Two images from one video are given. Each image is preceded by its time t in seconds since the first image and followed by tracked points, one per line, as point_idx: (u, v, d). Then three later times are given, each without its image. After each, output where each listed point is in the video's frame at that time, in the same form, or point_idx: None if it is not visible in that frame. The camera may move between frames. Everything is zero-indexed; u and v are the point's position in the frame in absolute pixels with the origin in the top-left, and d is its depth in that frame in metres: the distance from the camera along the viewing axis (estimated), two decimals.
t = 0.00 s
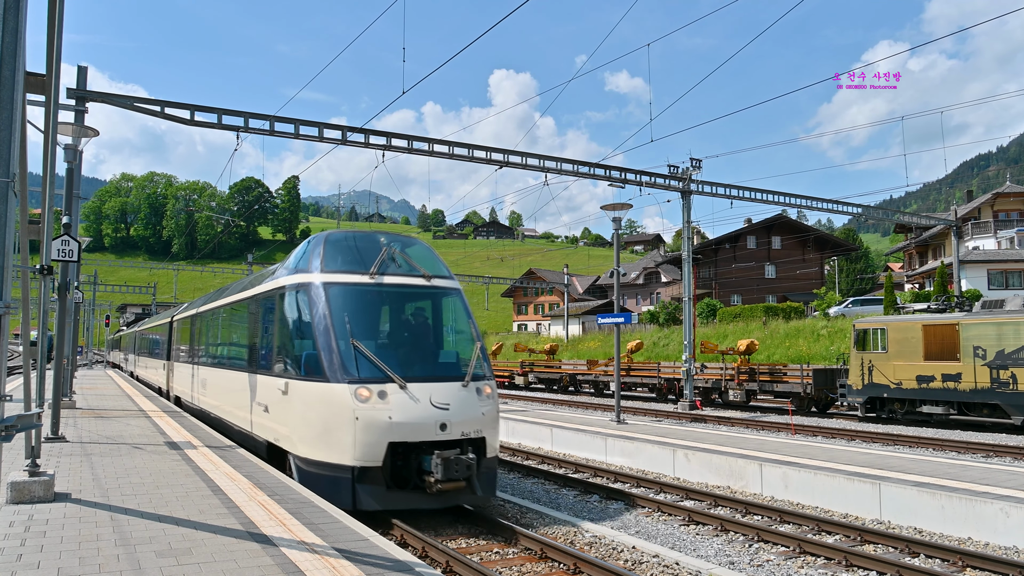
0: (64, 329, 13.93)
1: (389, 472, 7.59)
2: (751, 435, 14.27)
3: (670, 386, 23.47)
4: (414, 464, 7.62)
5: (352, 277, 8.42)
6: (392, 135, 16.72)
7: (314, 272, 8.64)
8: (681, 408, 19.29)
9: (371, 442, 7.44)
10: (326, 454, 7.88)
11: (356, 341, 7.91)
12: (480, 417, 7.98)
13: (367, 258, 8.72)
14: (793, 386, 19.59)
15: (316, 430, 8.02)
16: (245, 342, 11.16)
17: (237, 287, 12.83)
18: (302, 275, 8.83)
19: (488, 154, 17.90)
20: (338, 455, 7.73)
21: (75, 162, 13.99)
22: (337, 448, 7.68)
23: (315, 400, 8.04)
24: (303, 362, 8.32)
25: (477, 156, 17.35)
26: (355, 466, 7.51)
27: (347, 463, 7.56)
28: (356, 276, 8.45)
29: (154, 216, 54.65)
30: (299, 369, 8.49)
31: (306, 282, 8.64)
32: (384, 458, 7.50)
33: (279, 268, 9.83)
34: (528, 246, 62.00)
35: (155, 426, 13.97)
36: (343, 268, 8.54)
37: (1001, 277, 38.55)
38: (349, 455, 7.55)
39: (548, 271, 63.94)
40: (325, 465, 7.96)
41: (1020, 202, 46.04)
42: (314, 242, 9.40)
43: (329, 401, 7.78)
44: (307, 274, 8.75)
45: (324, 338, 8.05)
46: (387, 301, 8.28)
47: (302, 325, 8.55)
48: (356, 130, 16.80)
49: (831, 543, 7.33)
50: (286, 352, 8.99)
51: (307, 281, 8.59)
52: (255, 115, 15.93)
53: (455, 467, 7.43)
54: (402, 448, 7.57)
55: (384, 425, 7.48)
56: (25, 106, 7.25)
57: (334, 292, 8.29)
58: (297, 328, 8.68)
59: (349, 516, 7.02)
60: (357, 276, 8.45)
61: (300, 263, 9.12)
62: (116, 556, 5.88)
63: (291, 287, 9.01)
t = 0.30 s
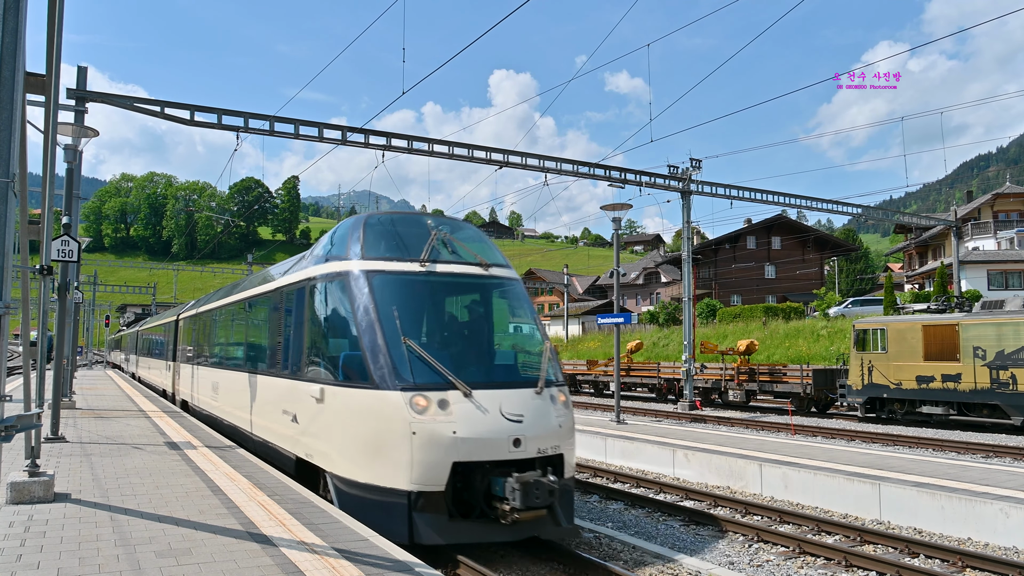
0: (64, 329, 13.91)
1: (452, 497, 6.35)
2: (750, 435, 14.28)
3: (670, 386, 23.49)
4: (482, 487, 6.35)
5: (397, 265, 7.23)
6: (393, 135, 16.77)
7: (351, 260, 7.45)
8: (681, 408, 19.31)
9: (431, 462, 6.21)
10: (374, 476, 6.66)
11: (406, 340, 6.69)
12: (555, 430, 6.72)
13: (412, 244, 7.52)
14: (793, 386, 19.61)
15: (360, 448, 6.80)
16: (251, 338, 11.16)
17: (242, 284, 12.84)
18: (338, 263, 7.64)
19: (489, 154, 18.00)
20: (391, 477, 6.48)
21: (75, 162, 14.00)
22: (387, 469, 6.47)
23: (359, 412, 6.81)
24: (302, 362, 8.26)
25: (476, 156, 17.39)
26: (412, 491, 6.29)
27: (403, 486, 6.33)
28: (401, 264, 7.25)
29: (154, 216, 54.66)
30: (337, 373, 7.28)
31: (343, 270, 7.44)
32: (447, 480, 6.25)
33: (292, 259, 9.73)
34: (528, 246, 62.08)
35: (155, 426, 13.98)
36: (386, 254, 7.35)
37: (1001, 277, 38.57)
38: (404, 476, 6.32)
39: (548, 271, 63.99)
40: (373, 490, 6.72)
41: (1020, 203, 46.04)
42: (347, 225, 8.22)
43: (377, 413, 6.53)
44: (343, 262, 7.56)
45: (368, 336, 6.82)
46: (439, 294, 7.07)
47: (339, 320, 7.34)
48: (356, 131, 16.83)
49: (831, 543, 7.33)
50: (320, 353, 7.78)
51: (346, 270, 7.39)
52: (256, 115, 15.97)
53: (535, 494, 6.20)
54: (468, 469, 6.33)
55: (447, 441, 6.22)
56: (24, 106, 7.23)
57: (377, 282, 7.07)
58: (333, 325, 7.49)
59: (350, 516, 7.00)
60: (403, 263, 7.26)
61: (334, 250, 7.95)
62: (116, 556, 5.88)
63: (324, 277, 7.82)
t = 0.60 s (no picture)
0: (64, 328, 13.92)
1: (545, 536, 5.03)
2: (750, 435, 14.29)
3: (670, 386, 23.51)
4: (583, 521, 5.07)
5: (462, 245, 5.96)
6: (393, 135, 16.79)
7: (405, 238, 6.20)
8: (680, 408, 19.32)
9: (523, 492, 4.89)
10: (437, 508, 5.40)
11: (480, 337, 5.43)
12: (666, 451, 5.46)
13: (476, 220, 6.27)
14: (792, 386, 19.62)
15: (422, 470, 5.52)
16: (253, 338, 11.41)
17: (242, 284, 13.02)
18: (388, 244, 6.39)
19: (489, 154, 17.99)
20: (467, 510, 5.16)
21: (75, 162, 13.99)
22: (465, 503, 5.16)
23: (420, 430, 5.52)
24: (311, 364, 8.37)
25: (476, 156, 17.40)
26: (496, 528, 4.97)
27: (483, 521, 5.02)
28: (468, 244, 6.00)
29: (154, 215, 54.69)
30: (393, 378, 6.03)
31: (396, 253, 6.16)
32: (542, 515, 4.94)
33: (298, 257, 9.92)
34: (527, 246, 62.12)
35: (155, 425, 13.99)
36: (448, 231, 6.09)
37: (1000, 277, 38.58)
38: (488, 511, 5.00)
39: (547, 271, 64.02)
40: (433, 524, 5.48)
41: (1019, 203, 46.05)
42: (397, 201, 6.97)
43: (448, 428, 5.25)
44: (395, 244, 6.28)
45: (432, 333, 5.56)
46: (513, 282, 5.83)
47: (394, 314, 6.11)
48: (356, 130, 16.84)
49: (831, 543, 7.31)
50: (369, 354, 6.54)
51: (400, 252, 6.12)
52: (255, 115, 15.99)
53: (657, 533, 4.94)
54: (567, 500, 5.03)
55: (543, 466, 4.91)
56: (23, 105, 7.23)
57: (440, 267, 5.80)
58: (384, 322, 6.24)
59: (349, 516, 6.99)
60: (469, 244, 6.00)
61: (384, 231, 6.71)
62: (116, 556, 5.87)
63: (370, 264, 6.59)
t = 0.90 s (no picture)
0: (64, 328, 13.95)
1: None
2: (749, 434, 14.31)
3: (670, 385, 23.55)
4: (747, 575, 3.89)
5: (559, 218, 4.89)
6: (393, 135, 16.84)
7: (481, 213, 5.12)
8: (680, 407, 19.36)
9: (679, 540, 3.75)
10: (456, 518, 4.99)
11: (597, 335, 4.32)
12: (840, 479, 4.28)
13: (569, 187, 5.20)
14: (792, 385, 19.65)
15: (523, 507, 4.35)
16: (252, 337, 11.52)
17: (241, 284, 13.15)
18: (459, 219, 5.29)
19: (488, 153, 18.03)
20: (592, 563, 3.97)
21: (75, 162, 14.01)
22: (494, 495, 4.53)
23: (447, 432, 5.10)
24: (313, 364, 8.43)
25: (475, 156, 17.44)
26: None
27: None
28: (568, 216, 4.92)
29: (153, 215, 54.74)
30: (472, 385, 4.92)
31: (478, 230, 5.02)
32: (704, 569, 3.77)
33: (292, 258, 10.15)
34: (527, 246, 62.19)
35: (155, 425, 14.01)
36: (539, 201, 5.01)
37: (999, 277, 38.57)
38: (629, 565, 3.82)
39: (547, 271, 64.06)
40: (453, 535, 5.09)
41: (1018, 203, 46.09)
42: (460, 170, 5.85)
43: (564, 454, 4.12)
44: (469, 219, 5.19)
45: (529, 330, 4.47)
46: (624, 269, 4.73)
47: (471, 305, 5.01)
48: (356, 130, 16.88)
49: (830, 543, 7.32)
50: (435, 354, 5.42)
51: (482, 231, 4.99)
52: (255, 115, 16.05)
53: None
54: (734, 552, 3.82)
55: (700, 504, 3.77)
56: (23, 103, 7.23)
57: (536, 247, 4.70)
58: (458, 315, 5.15)
59: (349, 515, 7.00)
60: (568, 216, 4.91)
61: (448, 203, 5.64)
62: (115, 555, 5.87)
63: (433, 244, 5.50)
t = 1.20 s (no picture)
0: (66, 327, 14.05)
1: None
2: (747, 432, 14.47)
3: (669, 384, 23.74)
4: None
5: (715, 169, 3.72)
6: (393, 136, 16.98)
7: (492, 200, 4.93)
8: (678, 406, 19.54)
9: None
10: (457, 516, 5.07)
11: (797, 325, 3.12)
12: None
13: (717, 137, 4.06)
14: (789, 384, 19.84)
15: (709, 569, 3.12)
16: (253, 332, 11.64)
17: (242, 284, 13.28)
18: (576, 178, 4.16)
19: (488, 154, 18.17)
20: None
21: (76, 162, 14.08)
22: (492, 489, 4.61)
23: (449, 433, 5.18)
24: (314, 363, 8.52)
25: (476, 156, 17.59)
26: None
27: None
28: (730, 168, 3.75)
29: (154, 214, 54.94)
30: (513, 384, 4.47)
31: (511, 211, 4.63)
32: None
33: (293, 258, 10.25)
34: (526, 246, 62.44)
35: (157, 423, 14.12)
36: (681, 150, 3.89)
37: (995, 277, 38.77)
38: None
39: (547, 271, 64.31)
40: (454, 532, 5.16)
41: (1014, 203, 46.38)
42: (558, 125, 4.76)
43: (611, 452, 3.64)
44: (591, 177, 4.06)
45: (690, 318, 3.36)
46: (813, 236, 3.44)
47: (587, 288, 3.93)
48: (357, 130, 17.00)
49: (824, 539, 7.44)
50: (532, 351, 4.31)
51: (501, 214, 4.73)
52: (256, 115, 16.14)
53: None
54: None
55: None
56: (27, 104, 7.33)
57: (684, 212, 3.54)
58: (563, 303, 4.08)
59: (349, 514, 7.07)
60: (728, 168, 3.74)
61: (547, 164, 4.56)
62: (117, 552, 5.96)
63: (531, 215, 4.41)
